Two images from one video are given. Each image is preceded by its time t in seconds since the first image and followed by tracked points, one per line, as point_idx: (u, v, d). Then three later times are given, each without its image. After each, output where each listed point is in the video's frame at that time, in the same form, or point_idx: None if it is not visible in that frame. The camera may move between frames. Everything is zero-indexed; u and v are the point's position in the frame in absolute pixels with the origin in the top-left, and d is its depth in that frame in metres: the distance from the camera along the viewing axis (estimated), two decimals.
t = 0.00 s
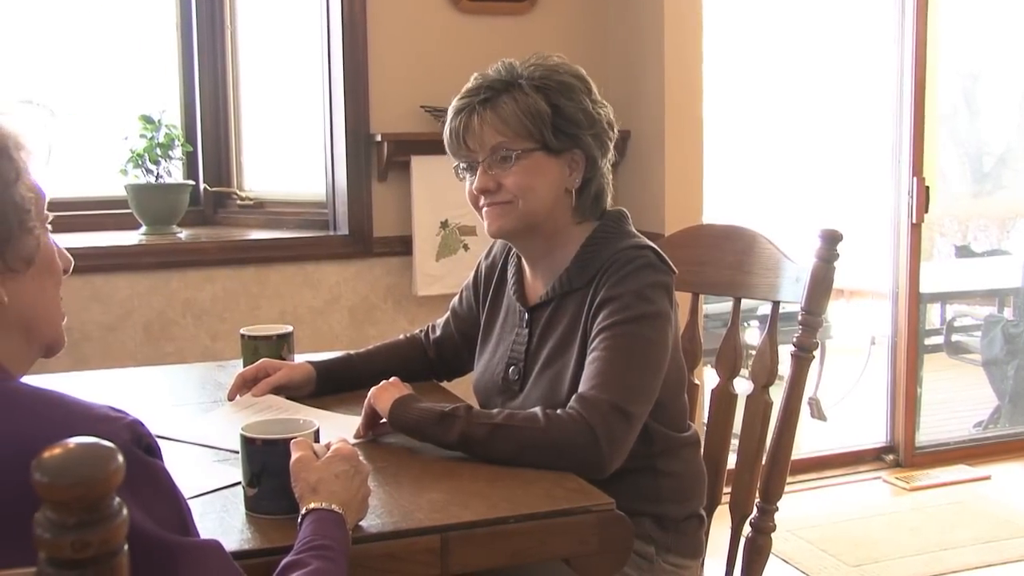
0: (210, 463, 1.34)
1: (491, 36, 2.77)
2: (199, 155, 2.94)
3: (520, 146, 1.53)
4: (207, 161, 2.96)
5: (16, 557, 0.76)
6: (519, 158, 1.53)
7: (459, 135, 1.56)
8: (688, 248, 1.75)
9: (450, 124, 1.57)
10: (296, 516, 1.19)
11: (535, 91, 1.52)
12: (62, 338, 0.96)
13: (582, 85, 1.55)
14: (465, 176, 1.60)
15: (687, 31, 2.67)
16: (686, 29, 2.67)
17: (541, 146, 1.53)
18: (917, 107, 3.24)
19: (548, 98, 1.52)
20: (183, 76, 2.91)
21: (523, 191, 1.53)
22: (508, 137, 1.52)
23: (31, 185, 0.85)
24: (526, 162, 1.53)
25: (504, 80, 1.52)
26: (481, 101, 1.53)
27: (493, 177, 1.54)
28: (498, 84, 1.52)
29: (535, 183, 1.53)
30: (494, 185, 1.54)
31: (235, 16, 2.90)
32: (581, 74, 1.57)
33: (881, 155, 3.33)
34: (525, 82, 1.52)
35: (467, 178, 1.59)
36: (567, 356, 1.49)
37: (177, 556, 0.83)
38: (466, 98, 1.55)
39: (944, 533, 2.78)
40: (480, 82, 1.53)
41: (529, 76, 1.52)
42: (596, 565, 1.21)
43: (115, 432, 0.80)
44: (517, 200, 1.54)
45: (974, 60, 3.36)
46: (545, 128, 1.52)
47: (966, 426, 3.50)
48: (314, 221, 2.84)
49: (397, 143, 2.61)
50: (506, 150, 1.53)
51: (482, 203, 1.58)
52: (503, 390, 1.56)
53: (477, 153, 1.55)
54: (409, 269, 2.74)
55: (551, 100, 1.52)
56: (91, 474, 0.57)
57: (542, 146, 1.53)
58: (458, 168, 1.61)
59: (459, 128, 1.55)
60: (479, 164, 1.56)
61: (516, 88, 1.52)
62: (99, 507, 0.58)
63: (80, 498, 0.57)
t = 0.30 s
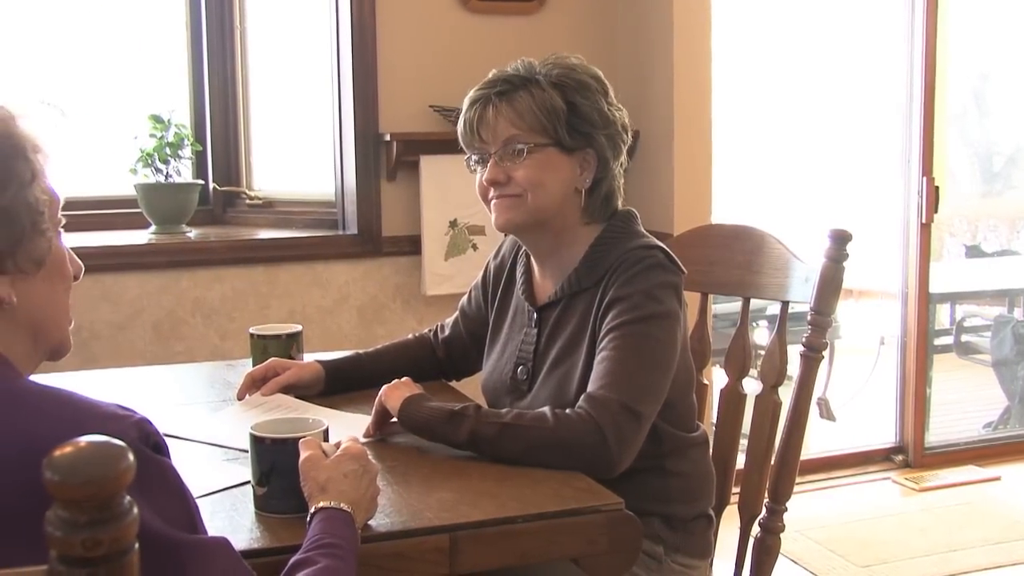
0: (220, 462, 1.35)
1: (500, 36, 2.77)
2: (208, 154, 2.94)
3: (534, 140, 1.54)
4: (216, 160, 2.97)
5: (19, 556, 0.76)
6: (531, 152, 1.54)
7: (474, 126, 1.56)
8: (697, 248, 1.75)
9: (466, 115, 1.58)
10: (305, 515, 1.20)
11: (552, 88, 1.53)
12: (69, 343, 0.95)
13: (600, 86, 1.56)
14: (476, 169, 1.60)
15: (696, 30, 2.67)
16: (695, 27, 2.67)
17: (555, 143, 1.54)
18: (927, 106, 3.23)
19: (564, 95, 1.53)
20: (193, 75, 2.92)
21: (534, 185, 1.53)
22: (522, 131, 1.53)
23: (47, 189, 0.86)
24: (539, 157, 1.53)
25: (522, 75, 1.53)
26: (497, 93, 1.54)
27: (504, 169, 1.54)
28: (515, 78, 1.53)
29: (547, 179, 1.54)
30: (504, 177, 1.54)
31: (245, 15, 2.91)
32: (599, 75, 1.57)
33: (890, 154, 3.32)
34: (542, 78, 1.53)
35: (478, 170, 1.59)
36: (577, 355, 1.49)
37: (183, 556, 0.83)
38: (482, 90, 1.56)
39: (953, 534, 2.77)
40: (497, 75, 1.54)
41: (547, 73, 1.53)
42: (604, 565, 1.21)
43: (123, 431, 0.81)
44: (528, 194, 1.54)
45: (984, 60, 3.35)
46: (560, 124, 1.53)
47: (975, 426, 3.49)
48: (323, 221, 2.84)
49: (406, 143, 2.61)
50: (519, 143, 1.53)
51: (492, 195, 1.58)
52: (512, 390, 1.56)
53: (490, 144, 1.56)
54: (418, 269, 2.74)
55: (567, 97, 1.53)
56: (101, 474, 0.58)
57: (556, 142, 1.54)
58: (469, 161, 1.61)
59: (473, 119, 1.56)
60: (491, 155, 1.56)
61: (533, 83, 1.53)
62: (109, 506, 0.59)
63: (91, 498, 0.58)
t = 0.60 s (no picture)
0: (229, 461, 1.35)
1: (508, 36, 2.77)
2: (216, 154, 2.95)
3: (540, 143, 1.54)
4: (224, 159, 2.97)
5: (21, 555, 0.75)
6: (539, 155, 1.54)
7: (480, 131, 1.57)
8: (706, 248, 1.75)
9: (472, 119, 1.58)
10: (313, 515, 1.20)
11: (557, 89, 1.53)
12: (71, 346, 0.95)
13: (604, 86, 1.56)
14: (484, 173, 1.61)
15: (704, 30, 2.67)
16: (703, 27, 2.67)
17: (561, 145, 1.54)
18: (935, 106, 3.22)
19: (570, 96, 1.53)
20: (201, 73, 2.93)
21: (542, 188, 1.54)
22: (528, 134, 1.53)
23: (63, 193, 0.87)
24: (546, 160, 1.54)
25: (526, 78, 1.53)
26: (502, 97, 1.54)
27: (512, 174, 1.54)
28: (520, 81, 1.53)
29: (554, 181, 1.54)
30: (512, 181, 1.55)
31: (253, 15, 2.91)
32: (603, 74, 1.57)
33: (898, 154, 3.32)
34: (547, 80, 1.53)
35: (486, 174, 1.60)
36: (585, 355, 1.49)
37: (192, 557, 0.84)
38: (488, 95, 1.56)
39: (961, 535, 2.76)
40: (502, 79, 1.54)
41: (551, 75, 1.53)
42: (612, 564, 1.21)
43: (133, 431, 0.81)
44: (536, 198, 1.54)
45: (993, 60, 3.34)
46: (566, 126, 1.53)
47: (983, 427, 3.48)
48: (331, 221, 2.84)
49: (414, 143, 2.61)
50: (526, 146, 1.53)
51: (501, 200, 1.58)
52: (521, 390, 1.56)
53: (497, 149, 1.56)
54: (426, 269, 2.74)
55: (572, 98, 1.53)
56: (109, 474, 0.58)
57: (562, 144, 1.54)
58: (477, 165, 1.62)
59: (480, 124, 1.56)
60: (499, 160, 1.56)
61: (539, 85, 1.53)
62: (118, 505, 0.59)
63: (99, 497, 0.58)
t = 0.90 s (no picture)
0: (238, 460, 1.35)
1: (518, 35, 2.77)
2: (225, 154, 2.95)
3: (548, 144, 1.53)
4: (233, 158, 2.98)
5: (22, 554, 0.75)
6: (546, 157, 1.54)
7: (487, 133, 1.57)
8: (714, 248, 1.75)
9: (479, 121, 1.58)
10: (322, 514, 1.20)
11: (564, 90, 1.52)
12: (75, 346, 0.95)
13: (611, 86, 1.56)
14: (492, 175, 1.61)
15: (713, 29, 2.66)
16: (712, 26, 2.66)
17: (569, 145, 1.54)
18: (945, 106, 3.21)
19: (576, 97, 1.52)
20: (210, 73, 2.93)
21: (550, 190, 1.53)
22: (535, 135, 1.53)
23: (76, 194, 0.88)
24: (554, 161, 1.53)
25: (533, 79, 1.53)
26: (509, 99, 1.54)
27: (520, 175, 1.55)
28: (526, 83, 1.53)
29: (562, 182, 1.53)
30: (521, 183, 1.55)
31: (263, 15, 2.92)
32: (610, 74, 1.56)
33: (907, 154, 3.31)
34: (553, 81, 1.53)
35: (493, 175, 1.60)
36: (594, 355, 1.49)
37: (202, 558, 0.84)
38: (494, 97, 1.56)
39: (971, 536, 2.76)
40: (508, 80, 1.54)
41: (558, 76, 1.53)
42: (621, 565, 1.21)
43: (146, 434, 0.82)
44: (544, 199, 1.54)
45: (1003, 59, 3.33)
46: (573, 127, 1.52)
47: (993, 428, 3.47)
48: (339, 220, 2.84)
49: (423, 143, 2.61)
50: (534, 147, 1.53)
51: (509, 201, 1.58)
52: (529, 389, 1.56)
53: (505, 150, 1.56)
54: (434, 269, 2.74)
55: (579, 99, 1.53)
56: (120, 474, 0.59)
57: (570, 145, 1.53)
58: (485, 167, 1.62)
59: (487, 126, 1.56)
60: (506, 162, 1.56)
61: (545, 86, 1.52)
62: (129, 505, 0.60)
63: (110, 497, 0.59)
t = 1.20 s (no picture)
0: (247, 460, 1.35)
1: (526, 35, 2.77)
2: (235, 153, 2.95)
3: (553, 145, 1.54)
4: (243, 158, 2.98)
5: (31, 551, 0.75)
6: (552, 158, 1.54)
7: (494, 135, 1.57)
8: (723, 248, 1.75)
9: (485, 123, 1.58)
10: (331, 514, 1.20)
11: (569, 91, 1.52)
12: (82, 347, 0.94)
13: (617, 86, 1.55)
14: (500, 176, 1.61)
15: (722, 29, 2.66)
16: (722, 26, 2.66)
17: (575, 146, 1.53)
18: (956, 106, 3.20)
19: (582, 97, 1.52)
20: (220, 73, 2.93)
21: (557, 192, 1.54)
22: (541, 136, 1.53)
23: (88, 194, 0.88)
24: (560, 162, 1.54)
25: (538, 80, 1.53)
26: (514, 100, 1.54)
27: (527, 177, 1.55)
28: (532, 84, 1.53)
29: (569, 183, 1.54)
30: (527, 185, 1.55)
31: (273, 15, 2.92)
32: (616, 73, 1.56)
33: (917, 154, 3.30)
34: (558, 82, 1.52)
35: (501, 176, 1.60)
36: (603, 355, 1.48)
37: (212, 557, 0.84)
38: (500, 98, 1.56)
39: (981, 538, 2.75)
40: (513, 82, 1.54)
41: (564, 76, 1.53)
42: (630, 564, 1.21)
43: (158, 433, 0.82)
44: (552, 201, 1.54)
45: (1013, 59, 3.32)
46: (579, 128, 1.52)
47: (1003, 429, 3.46)
48: (348, 221, 2.84)
49: (432, 143, 2.61)
50: (540, 149, 1.54)
51: (517, 203, 1.59)
52: (539, 389, 1.56)
53: (511, 152, 1.56)
54: (444, 269, 2.74)
55: (584, 99, 1.52)
56: (131, 472, 0.59)
57: (576, 146, 1.53)
58: (492, 168, 1.62)
59: (493, 128, 1.56)
60: (513, 163, 1.57)
61: (550, 87, 1.52)
62: (139, 503, 0.60)
63: (121, 495, 0.60)
